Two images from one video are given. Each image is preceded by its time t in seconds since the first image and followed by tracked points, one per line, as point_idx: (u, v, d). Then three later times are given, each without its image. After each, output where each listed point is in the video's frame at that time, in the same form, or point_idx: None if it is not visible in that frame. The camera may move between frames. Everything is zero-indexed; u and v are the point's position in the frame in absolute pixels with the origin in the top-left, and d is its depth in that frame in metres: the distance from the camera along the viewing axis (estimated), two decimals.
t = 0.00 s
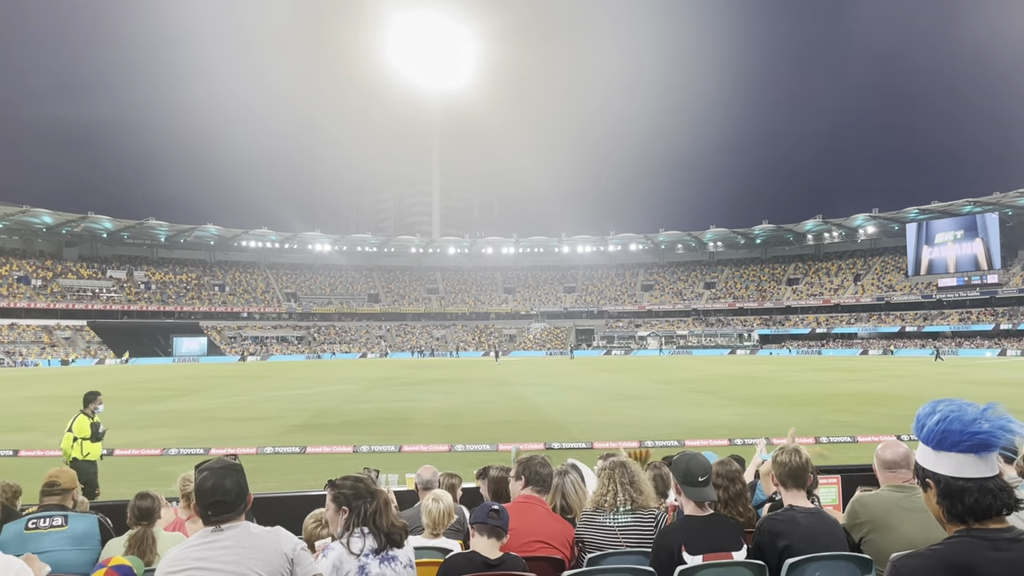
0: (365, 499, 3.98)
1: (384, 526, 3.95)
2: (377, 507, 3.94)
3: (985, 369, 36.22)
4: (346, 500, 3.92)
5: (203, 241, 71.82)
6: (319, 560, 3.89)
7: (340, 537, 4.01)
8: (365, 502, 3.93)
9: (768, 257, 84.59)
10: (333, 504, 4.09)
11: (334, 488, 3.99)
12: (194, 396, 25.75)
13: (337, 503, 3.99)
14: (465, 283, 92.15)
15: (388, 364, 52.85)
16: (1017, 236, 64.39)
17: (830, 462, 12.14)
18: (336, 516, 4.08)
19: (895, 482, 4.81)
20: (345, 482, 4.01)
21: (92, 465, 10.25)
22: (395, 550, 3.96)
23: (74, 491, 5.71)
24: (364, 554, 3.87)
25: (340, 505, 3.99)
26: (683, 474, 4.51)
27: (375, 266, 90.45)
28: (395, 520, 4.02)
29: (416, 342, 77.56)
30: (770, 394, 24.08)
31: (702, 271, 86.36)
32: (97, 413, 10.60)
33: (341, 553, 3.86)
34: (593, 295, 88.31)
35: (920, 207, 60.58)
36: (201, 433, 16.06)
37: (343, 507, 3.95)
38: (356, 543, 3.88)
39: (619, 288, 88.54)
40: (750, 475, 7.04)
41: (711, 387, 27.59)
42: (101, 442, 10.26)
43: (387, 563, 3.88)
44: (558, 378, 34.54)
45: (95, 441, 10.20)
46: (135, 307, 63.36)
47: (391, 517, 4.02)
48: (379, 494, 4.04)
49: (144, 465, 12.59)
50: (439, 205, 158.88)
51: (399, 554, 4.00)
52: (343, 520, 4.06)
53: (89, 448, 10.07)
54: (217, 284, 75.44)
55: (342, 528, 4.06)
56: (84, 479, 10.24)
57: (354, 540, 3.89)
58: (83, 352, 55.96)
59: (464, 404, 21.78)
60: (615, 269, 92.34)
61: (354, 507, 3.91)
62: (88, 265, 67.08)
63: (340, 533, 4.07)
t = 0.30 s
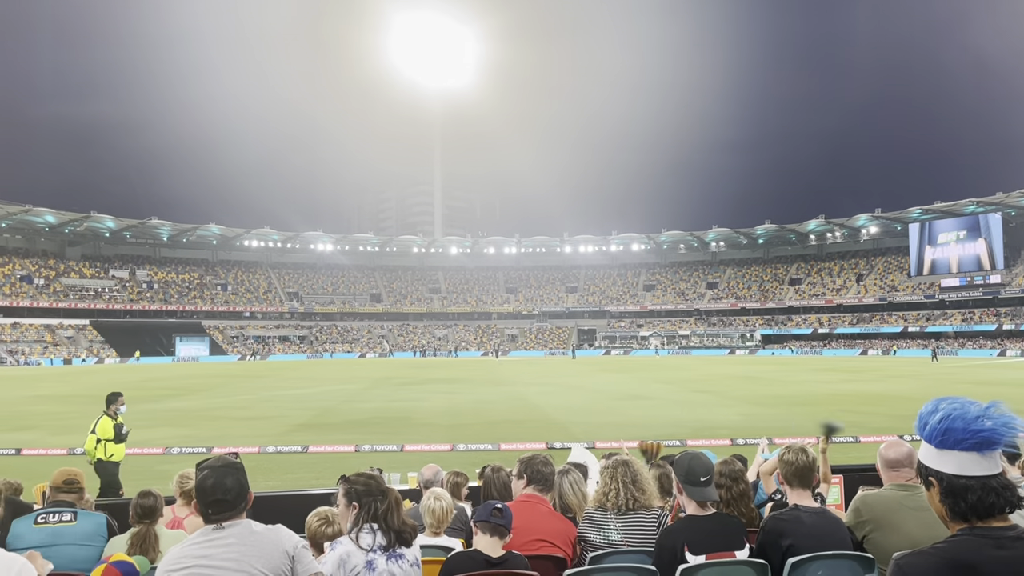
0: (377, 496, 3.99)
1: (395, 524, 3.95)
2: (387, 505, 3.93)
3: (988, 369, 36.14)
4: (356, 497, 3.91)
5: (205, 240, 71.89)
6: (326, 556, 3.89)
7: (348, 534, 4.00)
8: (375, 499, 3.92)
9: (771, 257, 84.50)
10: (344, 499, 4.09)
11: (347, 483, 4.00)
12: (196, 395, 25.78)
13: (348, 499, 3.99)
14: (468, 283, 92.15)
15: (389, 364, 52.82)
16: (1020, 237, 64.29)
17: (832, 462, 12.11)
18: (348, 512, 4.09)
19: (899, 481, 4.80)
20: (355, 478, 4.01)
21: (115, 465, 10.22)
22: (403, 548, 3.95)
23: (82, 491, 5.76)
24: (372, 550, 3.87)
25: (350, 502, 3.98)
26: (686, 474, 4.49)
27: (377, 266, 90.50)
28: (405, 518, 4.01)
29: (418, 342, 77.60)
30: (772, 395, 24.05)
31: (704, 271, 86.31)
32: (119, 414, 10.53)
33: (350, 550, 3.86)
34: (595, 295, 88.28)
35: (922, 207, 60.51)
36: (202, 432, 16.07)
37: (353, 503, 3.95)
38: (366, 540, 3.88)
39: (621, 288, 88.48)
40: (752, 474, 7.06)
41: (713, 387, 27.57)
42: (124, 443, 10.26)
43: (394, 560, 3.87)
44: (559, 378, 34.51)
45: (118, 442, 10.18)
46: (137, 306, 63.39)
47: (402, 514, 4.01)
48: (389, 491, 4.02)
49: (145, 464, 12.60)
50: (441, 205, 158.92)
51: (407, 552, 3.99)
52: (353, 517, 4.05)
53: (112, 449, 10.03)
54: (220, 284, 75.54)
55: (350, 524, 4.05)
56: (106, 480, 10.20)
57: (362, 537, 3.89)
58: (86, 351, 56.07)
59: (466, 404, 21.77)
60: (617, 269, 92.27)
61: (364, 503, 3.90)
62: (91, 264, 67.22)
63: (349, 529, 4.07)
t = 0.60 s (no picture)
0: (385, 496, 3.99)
1: (404, 523, 3.95)
2: (395, 503, 3.93)
3: (993, 370, 36.03)
4: (364, 496, 3.90)
5: (209, 241, 71.99)
6: (331, 555, 3.90)
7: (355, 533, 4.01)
8: (382, 500, 3.91)
9: (774, 257, 84.46)
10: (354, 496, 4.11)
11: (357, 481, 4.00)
12: (200, 395, 25.79)
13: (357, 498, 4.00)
14: (471, 283, 92.16)
15: (392, 364, 52.80)
16: None
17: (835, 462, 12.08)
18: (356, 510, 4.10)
19: (904, 481, 4.79)
20: (361, 478, 4.01)
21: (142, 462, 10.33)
22: (409, 550, 3.95)
23: (87, 489, 5.80)
24: (379, 551, 3.87)
25: (358, 500, 3.98)
26: (689, 473, 4.48)
27: (381, 266, 90.55)
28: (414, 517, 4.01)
29: (422, 342, 77.66)
30: (776, 395, 24.00)
31: (708, 271, 86.23)
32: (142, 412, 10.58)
33: (358, 547, 3.88)
34: (598, 296, 88.24)
35: (926, 207, 60.43)
36: (206, 432, 16.08)
37: (361, 501, 3.95)
38: (374, 538, 3.90)
39: (624, 288, 88.47)
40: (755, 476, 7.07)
41: (716, 387, 27.53)
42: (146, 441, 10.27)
43: (400, 562, 3.86)
44: (563, 378, 34.48)
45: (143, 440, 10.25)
46: (141, 306, 63.46)
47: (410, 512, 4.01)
48: (397, 491, 4.03)
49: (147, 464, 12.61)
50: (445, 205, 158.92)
51: (413, 552, 3.98)
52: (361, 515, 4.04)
53: (136, 448, 10.11)
54: (224, 284, 75.65)
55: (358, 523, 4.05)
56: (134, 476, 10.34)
57: (368, 537, 3.89)
58: (90, 351, 56.13)
59: (470, 404, 21.75)
60: (621, 270, 92.22)
61: (371, 503, 3.89)
62: (95, 265, 67.33)
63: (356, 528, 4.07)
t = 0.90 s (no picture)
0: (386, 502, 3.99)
1: (406, 527, 3.92)
2: (394, 508, 3.90)
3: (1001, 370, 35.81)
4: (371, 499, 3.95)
5: (216, 243, 72.33)
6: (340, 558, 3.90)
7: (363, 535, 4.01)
8: (384, 504, 3.93)
9: (780, 258, 84.34)
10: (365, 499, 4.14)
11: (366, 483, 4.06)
12: (207, 396, 25.89)
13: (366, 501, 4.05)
14: (476, 284, 92.33)
15: (397, 365, 52.86)
16: None
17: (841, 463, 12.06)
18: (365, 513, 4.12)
19: (912, 481, 4.78)
20: (368, 481, 4.07)
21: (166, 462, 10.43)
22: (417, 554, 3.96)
23: (94, 489, 5.83)
24: (388, 554, 3.87)
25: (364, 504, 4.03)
26: (695, 476, 4.47)
27: (386, 268, 90.82)
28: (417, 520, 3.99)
29: (427, 343, 77.85)
30: (781, 396, 23.97)
31: (713, 272, 86.12)
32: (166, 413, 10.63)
33: (366, 551, 3.90)
34: (603, 297, 88.17)
35: (932, 207, 60.19)
36: (213, 434, 16.15)
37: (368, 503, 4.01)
38: (378, 542, 3.89)
39: (629, 289, 88.47)
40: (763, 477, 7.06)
41: (721, 388, 27.48)
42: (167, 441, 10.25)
43: (409, 565, 3.87)
44: (568, 379, 34.49)
45: (163, 442, 10.28)
46: (148, 308, 63.76)
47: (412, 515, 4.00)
48: (398, 494, 4.03)
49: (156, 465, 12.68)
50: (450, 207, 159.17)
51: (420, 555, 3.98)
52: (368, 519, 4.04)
53: (155, 450, 10.18)
54: (230, 286, 75.92)
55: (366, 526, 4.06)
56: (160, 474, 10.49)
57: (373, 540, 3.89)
58: (98, 353, 56.28)
59: (475, 405, 21.79)
60: (626, 271, 92.20)
61: (375, 506, 3.94)
62: (103, 267, 67.73)
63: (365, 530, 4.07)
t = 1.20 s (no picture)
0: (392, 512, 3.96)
1: (403, 539, 3.81)
2: (394, 519, 3.83)
3: (1011, 373, 35.59)
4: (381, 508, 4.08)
5: (222, 247, 72.40)
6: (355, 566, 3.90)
7: (376, 545, 4.00)
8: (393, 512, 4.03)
9: (786, 260, 84.12)
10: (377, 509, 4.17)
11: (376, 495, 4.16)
12: (214, 401, 25.91)
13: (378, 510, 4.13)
14: (481, 287, 92.35)
15: (404, 369, 52.82)
16: None
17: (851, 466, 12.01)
18: (380, 523, 4.12)
19: (929, 487, 4.77)
20: (378, 492, 4.18)
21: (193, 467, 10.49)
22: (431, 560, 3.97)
23: (107, 497, 5.77)
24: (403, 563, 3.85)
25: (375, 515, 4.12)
26: (712, 482, 4.47)
27: (392, 271, 90.88)
28: (419, 532, 3.87)
29: (433, 347, 77.82)
30: (789, 399, 23.88)
31: (719, 274, 85.95)
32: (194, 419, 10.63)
33: (376, 558, 3.89)
34: (609, 300, 88.06)
35: (939, 209, 60.00)
36: (221, 439, 16.16)
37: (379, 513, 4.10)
38: (384, 553, 3.83)
39: (635, 291, 88.41)
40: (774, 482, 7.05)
41: (729, 391, 27.40)
42: (192, 447, 10.31)
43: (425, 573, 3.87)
44: (575, 383, 34.41)
45: (188, 448, 10.33)
46: (154, 313, 63.83)
47: (417, 528, 3.89)
48: (403, 506, 3.95)
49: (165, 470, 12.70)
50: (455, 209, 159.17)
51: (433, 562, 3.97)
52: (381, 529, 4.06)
53: (179, 456, 10.25)
54: (236, 289, 76.04)
55: (378, 536, 4.06)
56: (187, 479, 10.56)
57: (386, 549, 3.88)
58: (104, 357, 56.36)
59: (482, 409, 21.76)
60: (631, 273, 92.03)
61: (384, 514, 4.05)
62: (109, 272, 67.87)
63: (377, 540, 4.07)
